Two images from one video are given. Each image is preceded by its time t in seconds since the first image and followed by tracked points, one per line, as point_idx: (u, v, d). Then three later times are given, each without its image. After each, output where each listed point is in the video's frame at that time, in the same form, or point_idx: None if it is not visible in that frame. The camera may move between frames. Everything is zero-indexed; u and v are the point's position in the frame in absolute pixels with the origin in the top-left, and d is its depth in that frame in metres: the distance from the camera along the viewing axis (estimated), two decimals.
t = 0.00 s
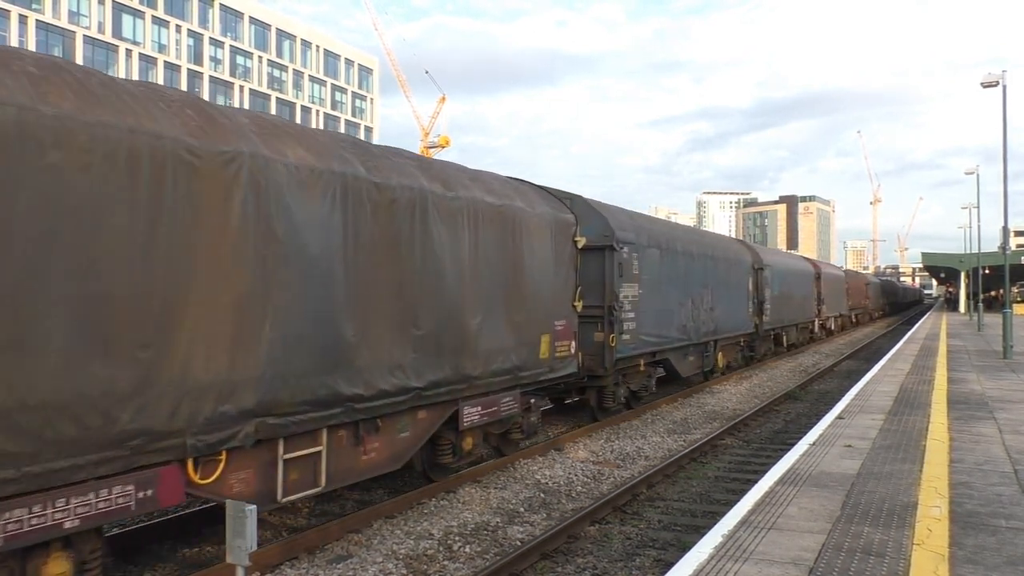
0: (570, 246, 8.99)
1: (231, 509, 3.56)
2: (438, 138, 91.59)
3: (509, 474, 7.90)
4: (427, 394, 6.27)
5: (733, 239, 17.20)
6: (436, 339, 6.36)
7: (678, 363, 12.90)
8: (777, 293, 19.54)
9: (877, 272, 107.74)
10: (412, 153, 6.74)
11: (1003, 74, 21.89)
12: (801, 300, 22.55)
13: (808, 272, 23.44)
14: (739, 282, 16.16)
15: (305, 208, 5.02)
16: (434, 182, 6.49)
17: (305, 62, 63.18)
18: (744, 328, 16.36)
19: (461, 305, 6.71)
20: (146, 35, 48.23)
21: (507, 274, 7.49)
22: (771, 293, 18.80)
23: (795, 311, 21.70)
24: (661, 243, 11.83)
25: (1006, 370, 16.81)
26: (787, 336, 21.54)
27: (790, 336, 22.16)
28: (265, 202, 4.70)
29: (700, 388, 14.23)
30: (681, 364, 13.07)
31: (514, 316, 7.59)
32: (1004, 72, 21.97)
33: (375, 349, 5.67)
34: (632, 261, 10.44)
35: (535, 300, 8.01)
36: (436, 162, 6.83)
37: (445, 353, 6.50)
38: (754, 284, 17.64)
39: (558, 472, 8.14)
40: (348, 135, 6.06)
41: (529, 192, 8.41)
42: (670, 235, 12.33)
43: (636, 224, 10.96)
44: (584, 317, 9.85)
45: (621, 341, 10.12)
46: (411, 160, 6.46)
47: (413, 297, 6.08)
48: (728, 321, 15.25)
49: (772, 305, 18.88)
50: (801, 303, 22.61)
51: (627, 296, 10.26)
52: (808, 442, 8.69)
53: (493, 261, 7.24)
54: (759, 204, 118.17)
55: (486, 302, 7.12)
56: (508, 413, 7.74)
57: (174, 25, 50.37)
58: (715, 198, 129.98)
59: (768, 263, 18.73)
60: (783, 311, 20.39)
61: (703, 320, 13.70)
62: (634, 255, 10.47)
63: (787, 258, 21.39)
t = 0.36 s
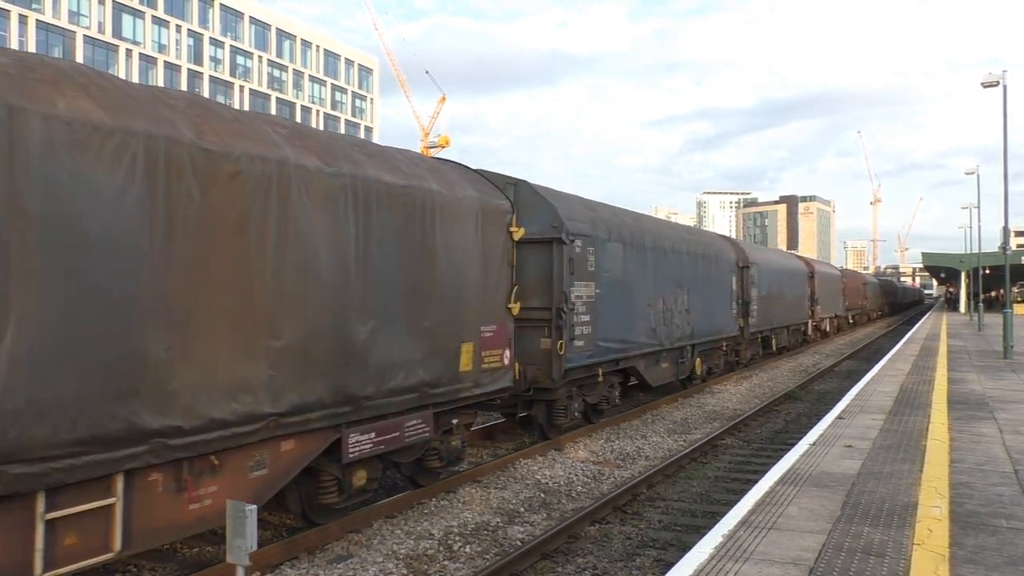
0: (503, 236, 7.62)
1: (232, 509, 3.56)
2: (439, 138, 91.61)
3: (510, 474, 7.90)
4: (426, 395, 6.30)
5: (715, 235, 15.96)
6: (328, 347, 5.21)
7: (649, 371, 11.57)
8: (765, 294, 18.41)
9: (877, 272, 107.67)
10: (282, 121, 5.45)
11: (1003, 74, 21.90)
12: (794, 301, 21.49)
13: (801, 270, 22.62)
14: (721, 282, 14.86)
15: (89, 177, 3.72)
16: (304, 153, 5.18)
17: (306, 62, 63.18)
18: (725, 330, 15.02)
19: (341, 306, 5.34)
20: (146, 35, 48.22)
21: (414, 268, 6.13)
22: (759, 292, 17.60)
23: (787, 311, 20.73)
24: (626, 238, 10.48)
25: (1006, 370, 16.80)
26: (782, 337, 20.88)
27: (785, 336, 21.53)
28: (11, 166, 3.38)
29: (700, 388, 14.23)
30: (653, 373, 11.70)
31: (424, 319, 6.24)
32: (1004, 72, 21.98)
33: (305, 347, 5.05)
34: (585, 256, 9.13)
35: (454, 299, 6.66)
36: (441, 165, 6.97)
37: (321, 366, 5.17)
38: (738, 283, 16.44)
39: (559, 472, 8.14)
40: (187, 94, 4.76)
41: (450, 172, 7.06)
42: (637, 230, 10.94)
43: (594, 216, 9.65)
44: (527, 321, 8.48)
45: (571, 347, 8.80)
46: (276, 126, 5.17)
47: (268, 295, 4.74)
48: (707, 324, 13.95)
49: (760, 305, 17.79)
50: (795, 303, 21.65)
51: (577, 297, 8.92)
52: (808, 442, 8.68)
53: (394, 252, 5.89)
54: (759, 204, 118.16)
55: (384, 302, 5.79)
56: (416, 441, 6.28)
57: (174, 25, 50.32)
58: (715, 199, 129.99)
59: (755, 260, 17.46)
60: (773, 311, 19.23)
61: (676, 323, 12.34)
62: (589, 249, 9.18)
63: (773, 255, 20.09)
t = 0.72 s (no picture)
0: (405, 225, 6.15)
1: (232, 510, 3.56)
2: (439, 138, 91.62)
3: (510, 474, 7.90)
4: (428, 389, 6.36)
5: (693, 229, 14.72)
6: (190, 356, 4.20)
7: (607, 381, 10.32)
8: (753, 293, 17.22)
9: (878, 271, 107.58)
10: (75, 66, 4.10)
11: (1002, 73, 21.89)
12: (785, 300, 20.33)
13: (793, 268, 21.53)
14: (699, 282, 13.63)
15: None
16: (86, 107, 3.79)
17: (305, 62, 63.15)
18: (701, 332, 13.76)
19: (138, 314, 3.90)
20: (145, 35, 48.23)
21: (265, 262, 4.72)
22: (744, 292, 16.37)
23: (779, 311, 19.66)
24: (578, 229, 9.24)
25: (1007, 370, 16.73)
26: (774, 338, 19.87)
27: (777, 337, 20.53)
28: None
29: (700, 388, 14.22)
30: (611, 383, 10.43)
31: (277, 326, 4.81)
32: (1005, 71, 21.96)
33: (244, 346, 4.56)
34: (522, 250, 7.89)
35: (327, 301, 5.22)
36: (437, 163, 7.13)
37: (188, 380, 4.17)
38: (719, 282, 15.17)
39: (559, 472, 8.14)
40: None
41: (334, 144, 5.65)
42: (596, 221, 9.86)
43: (536, 203, 8.43)
44: (450, 325, 7.23)
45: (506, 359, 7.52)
46: (53, 73, 3.79)
47: (10, 300, 3.31)
48: (680, 328, 12.70)
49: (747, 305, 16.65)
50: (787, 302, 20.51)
51: (510, 301, 7.61)
52: (808, 442, 8.67)
53: (233, 241, 4.50)
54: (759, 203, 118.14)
55: (220, 307, 4.41)
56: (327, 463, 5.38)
57: (174, 25, 50.29)
58: (715, 198, 129.96)
59: (739, 257, 16.19)
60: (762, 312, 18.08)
61: (644, 326, 11.11)
62: (526, 241, 7.98)
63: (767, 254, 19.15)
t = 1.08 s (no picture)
0: (249, 206, 4.61)
1: (231, 510, 3.56)
2: (439, 137, 91.58)
3: (509, 474, 7.90)
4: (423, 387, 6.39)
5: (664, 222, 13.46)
6: None
7: (552, 393, 9.08)
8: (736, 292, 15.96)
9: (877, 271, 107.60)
10: None
11: (1001, 72, 21.89)
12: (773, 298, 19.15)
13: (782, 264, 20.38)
14: (668, 281, 12.41)
15: None
16: None
17: (305, 62, 63.15)
18: (671, 338, 12.50)
19: None
20: (145, 35, 48.26)
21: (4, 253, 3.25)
22: (724, 291, 15.09)
23: (768, 310, 18.58)
24: (515, 217, 7.99)
25: (1007, 370, 16.68)
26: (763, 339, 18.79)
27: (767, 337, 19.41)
28: None
29: (700, 388, 14.22)
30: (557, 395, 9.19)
31: (18, 350, 3.29)
32: (1004, 71, 21.98)
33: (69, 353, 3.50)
34: (435, 240, 6.58)
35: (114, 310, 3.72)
36: (438, 163, 7.20)
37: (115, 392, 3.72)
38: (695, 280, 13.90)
39: (558, 472, 8.14)
40: None
41: (139, 95, 4.17)
42: (568, 210, 9.38)
43: (457, 185, 7.16)
44: (341, 331, 6.01)
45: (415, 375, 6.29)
46: None
47: None
48: (644, 333, 11.47)
49: (728, 305, 15.41)
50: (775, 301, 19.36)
51: (418, 303, 6.31)
52: (808, 442, 8.66)
53: None
54: (759, 204, 118.15)
55: None
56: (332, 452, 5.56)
57: (172, 25, 50.23)
58: (715, 198, 129.99)
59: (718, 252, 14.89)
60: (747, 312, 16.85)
61: (599, 331, 9.94)
62: (440, 229, 6.68)
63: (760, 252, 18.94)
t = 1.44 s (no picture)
0: None
1: (230, 510, 3.56)
2: (438, 138, 91.57)
3: (509, 474, 7.90)
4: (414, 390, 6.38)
5: (632, 215, 12.04)
6: None
7: (480, 417, 7.73)
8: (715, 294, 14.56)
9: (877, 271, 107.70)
10: None
11: (1000, 73, 21.93)
12: (761, 299, 17.87)
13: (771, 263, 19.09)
14: (633, 279, 11.00)
15: None
16: None
17: (305, 62, 63.17)
18: (635, 344, 11.06)
19: None
20: (145, 34, 48.28)
21: None
22: (701, 291, 13.65)
23: (755, 313, 17.38)
24: (425, 202, 6.52)
25: (1006, 370, 16.70)
26: (752, 342, 17.56)
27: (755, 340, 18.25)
28: None
29: (700, 388, 14.23)
30: (485, 418, 7.85)
31: None
32: (1004, 72, 22.02)
33: None
34: (300, 225, 5.17)
35: None
36: (436, 162, 7.15)
37: None
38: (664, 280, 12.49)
39: (558, 472, 8.14)
40: None
41: None
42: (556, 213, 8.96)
43: (340, 157, 5.72)
44: (163, 342, 4.68)
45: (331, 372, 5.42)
46: None
47: None
48: (601, 337, 9.98)
49: (707, 307, 14.03)
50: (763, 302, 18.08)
51: (271, 308, 4.92)
52: (807, 442, 8.67)
53: None
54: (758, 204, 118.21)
55: None
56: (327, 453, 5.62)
57: (172, 25, 50.17)
58: (715, 198, 130.06)
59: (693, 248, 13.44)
60: (730, 314, 15.55)
61: (542, 337, 8.53)
62: (307, 213, 5.24)
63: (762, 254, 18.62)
